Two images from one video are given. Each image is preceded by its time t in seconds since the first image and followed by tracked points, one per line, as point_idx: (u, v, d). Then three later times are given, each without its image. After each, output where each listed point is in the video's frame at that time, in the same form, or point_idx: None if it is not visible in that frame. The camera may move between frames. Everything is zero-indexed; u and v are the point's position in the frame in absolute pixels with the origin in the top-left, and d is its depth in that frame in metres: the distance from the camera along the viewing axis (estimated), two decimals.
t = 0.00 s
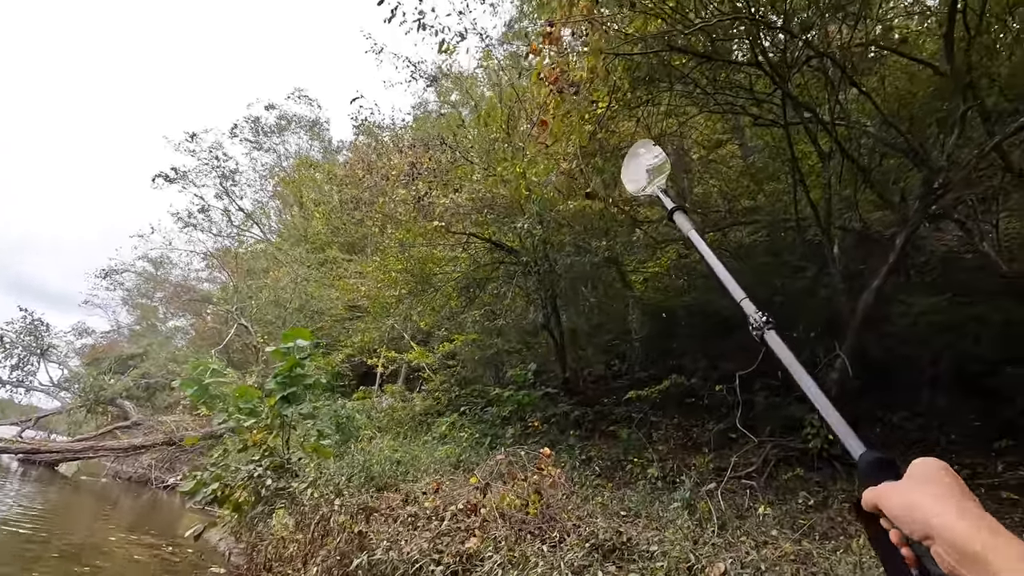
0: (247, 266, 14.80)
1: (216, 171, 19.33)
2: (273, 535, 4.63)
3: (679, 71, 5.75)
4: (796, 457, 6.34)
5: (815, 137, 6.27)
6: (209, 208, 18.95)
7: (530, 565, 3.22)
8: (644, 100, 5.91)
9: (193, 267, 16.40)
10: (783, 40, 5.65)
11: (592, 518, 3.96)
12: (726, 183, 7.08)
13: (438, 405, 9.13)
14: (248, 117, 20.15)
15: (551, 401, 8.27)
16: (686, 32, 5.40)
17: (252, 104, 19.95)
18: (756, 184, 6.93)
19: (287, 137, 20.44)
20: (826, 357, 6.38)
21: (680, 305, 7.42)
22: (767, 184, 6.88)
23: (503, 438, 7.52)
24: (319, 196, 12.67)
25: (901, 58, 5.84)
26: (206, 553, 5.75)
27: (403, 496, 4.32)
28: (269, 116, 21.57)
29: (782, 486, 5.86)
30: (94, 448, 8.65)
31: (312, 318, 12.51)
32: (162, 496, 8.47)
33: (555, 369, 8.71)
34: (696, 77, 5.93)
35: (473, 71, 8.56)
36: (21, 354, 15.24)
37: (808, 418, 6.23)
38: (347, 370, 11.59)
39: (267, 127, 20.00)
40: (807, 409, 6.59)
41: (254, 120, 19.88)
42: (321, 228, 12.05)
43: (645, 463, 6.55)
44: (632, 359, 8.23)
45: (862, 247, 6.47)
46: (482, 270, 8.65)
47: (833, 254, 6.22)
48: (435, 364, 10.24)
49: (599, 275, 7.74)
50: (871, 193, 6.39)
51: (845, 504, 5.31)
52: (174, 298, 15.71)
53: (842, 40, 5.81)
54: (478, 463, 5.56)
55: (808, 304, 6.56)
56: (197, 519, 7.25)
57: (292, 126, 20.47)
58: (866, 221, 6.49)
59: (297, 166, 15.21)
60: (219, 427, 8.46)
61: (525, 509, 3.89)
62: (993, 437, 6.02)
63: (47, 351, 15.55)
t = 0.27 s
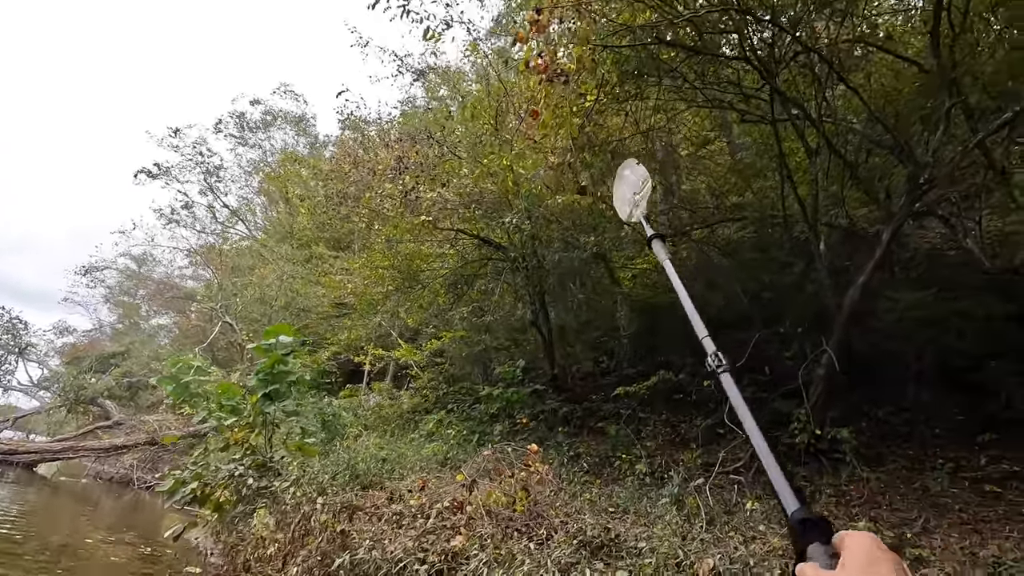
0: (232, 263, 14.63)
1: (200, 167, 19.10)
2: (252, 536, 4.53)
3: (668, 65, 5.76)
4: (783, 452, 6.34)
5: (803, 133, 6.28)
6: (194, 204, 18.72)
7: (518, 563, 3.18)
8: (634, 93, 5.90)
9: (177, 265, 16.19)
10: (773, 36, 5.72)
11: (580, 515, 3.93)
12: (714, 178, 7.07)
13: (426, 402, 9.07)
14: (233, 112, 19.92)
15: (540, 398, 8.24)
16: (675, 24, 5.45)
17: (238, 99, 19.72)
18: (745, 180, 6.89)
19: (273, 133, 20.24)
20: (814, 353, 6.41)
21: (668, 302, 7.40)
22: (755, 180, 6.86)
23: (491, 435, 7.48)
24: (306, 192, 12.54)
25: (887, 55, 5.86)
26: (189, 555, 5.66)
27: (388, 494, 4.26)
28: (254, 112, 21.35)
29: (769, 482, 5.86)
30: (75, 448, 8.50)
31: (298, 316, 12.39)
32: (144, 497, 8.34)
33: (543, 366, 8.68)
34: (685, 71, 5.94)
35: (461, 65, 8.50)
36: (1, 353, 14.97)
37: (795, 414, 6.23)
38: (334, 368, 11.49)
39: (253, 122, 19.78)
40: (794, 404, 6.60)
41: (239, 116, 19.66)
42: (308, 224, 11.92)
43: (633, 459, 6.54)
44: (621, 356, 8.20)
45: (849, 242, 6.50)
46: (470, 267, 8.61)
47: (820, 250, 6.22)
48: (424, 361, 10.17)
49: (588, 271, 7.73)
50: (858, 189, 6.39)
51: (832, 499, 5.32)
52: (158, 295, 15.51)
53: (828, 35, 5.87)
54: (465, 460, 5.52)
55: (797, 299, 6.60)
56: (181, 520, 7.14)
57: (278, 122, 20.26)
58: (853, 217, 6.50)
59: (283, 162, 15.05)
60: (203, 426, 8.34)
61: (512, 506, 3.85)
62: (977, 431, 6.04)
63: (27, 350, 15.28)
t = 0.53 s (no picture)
0: (222, 269, 14.50)
1: (190, 172, 18.96)
2: (234, 545, 4.38)
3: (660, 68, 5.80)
4: (778, 456, 6.30)
5: (795, 137, 6.28)
6: (184, 209, 18.57)
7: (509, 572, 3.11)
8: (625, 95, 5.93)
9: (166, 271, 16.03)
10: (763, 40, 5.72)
11: (573, 521, 3.87)
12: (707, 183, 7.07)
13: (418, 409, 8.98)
14: (224, 117, 19.82)
15: (533, 403, 8.17)
16: (666, 28, 5.54)
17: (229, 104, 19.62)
18: (737, 184, 6.86)
19: (264, 138, 20.14)
20: (807, 356, 6.35)
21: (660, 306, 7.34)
22: (748, 186, 6.85)
23: (484, 441, 7.40)
24: (296, 197, 12.45)
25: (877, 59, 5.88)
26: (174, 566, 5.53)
27: (376, 501, 4.22)
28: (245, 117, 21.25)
29: (764, 487, 5.82)
30: (59, 457, 8.34)
31: (288, 322, 12.28)
32: (131, 506, 8.19)
33: (536, 371, 8.61)
34: (678, 75, 5.98)
35: (452, 69, 8.47)
36: None
37: (789, 418, 6.20)
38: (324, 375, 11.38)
39: (244, 127, 19.68)
40: (788, 408, 6.56)
41: (230, 120, 19.55)
42: (298, 229, 11.84)
43: (627, 465, 6.48)
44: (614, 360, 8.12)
45: (841, 242, 6.36)
46: (462, 272, 8.56)
47: (814, 254, 6.20)
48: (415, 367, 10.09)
49: (581, 276, 7.70)
50: (851, 193, 6.38)
51: (827, 504, 5.29)
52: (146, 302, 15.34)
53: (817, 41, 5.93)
54: (457, 466, 5.45)
55: (789, 302, 6.47)
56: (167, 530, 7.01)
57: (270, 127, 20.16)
58: (846, 220, 6.48)
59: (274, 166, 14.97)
60: (190, 434, 8.21)
61: (503, 513, 3.78)
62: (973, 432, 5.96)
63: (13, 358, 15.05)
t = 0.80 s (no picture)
0: (213, 278, 14.39)
1: (182, 182, 18.88)
2: (212, 556, 4.14)
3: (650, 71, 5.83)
4: (772, 464, 6.24)
5: (785, 142, 6.30)
6: (175, 219, 18.45)
7: None
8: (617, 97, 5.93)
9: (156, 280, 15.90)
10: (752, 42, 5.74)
11: (563, 531, 3.81)
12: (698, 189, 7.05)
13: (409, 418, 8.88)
14: (216, 127, 19.77)
15: (525, 411, 8.10)
16: (656, 31, 5.58)
17: (221, 114, 19.57)
18: (729, 190, 6.82)
19: (257, 147, 20.08)
20: (800, 362, 6.28)
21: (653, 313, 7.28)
22: (740, 192, 6.82)
23: (475, 450, 7.31)
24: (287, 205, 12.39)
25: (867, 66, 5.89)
26: None
27: (360, 511, 4.20)
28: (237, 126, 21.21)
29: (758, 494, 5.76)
30: (43, 470, 8.20)
31: (280, 331, 12.18)
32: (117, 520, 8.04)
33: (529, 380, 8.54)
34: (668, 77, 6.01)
35: (443, 77, 8.46)
36: None
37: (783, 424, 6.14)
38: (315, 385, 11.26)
39: (236, 137, 19.61)
40: (782, 415, 6.50)
41: (222, 130, 19.50)
42: (290, 237, 11.77)
43: (620, 473, 6.41)
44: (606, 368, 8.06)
45: (833, 247, 6.32)
46: (454, 279, 8.54)
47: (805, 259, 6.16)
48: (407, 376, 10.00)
49: (572, 283, 7.64)
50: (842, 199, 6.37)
51: (822, 511, 5.23)
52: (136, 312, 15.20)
53: (804, 48, 5.98)
54: (447, 475, 5.38)
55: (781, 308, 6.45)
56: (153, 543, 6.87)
57: (262, 136, 20.11)
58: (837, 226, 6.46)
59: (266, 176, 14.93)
60: (178, 446, 8.08)
61: (492, 522, 3.68)
62: (965, 439, 5.85)
63: None
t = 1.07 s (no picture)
0: (209, 289, 14.32)
1: (178, 193, 18.85)
2: (198, 567, 4.14)
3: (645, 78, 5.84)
4: (771, 473, 6.17)
5: (780, 150, 6.27)
6: (171, 230, 18.40)
7: None
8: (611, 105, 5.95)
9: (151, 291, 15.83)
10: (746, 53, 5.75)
11: (558, 542, 3.75)
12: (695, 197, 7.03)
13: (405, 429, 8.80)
14: (213, 138, 19.77)
15: (522, 421, 8.01)
16: (651, 38, 5.59)
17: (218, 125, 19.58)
18: (726, 199, 6.83)
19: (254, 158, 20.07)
20: (799, 370, 6.17)
21: (650, 322, 7.22)
22: (736, 201, 6.84)
23: (471, 461, 7.22)
24: (283, 216, 12.35)
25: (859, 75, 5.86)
26: None
27: (351, 524, 4.14)
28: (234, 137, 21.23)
29: (757, 505, 5.69)
30: (33, 482, 8.08)
31: (275, 342, 12.09)
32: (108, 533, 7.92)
33: (525, 390, 8.47)
34: (663, 85, 6.02)
35: (439, 87, 8.46)
36: None
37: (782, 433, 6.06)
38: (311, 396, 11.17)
39: (234, 148, 19.60)
40: (781, 424, 6.43)
41: (219, 141, 19.51)
42: (285, 247, 11.72)
43: (618, 484, 6.32)
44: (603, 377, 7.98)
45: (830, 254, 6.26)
46: (450, 288, 8.51)
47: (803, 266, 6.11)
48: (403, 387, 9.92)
49: (569, 291, 7.60)
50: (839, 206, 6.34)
51: (822, 521, 5.15)
52: (131, 324, 15.11)
53: (799, 58, 5.99)
54: (441, 485, 5.30)
55: (779, 316, 6.40)
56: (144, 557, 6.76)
57: (259, 147, 20.10)
58: (834, 234, 6.43)
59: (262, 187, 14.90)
60: (171, 457, 7.98)
61: (484, 532, 3.64)
62: (965, 448, 5.93)
63: None
